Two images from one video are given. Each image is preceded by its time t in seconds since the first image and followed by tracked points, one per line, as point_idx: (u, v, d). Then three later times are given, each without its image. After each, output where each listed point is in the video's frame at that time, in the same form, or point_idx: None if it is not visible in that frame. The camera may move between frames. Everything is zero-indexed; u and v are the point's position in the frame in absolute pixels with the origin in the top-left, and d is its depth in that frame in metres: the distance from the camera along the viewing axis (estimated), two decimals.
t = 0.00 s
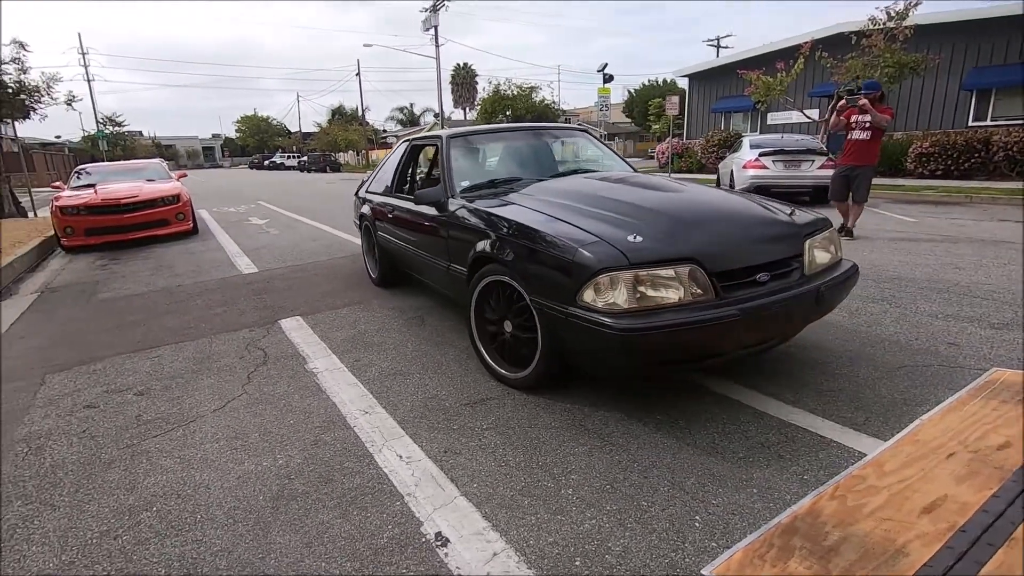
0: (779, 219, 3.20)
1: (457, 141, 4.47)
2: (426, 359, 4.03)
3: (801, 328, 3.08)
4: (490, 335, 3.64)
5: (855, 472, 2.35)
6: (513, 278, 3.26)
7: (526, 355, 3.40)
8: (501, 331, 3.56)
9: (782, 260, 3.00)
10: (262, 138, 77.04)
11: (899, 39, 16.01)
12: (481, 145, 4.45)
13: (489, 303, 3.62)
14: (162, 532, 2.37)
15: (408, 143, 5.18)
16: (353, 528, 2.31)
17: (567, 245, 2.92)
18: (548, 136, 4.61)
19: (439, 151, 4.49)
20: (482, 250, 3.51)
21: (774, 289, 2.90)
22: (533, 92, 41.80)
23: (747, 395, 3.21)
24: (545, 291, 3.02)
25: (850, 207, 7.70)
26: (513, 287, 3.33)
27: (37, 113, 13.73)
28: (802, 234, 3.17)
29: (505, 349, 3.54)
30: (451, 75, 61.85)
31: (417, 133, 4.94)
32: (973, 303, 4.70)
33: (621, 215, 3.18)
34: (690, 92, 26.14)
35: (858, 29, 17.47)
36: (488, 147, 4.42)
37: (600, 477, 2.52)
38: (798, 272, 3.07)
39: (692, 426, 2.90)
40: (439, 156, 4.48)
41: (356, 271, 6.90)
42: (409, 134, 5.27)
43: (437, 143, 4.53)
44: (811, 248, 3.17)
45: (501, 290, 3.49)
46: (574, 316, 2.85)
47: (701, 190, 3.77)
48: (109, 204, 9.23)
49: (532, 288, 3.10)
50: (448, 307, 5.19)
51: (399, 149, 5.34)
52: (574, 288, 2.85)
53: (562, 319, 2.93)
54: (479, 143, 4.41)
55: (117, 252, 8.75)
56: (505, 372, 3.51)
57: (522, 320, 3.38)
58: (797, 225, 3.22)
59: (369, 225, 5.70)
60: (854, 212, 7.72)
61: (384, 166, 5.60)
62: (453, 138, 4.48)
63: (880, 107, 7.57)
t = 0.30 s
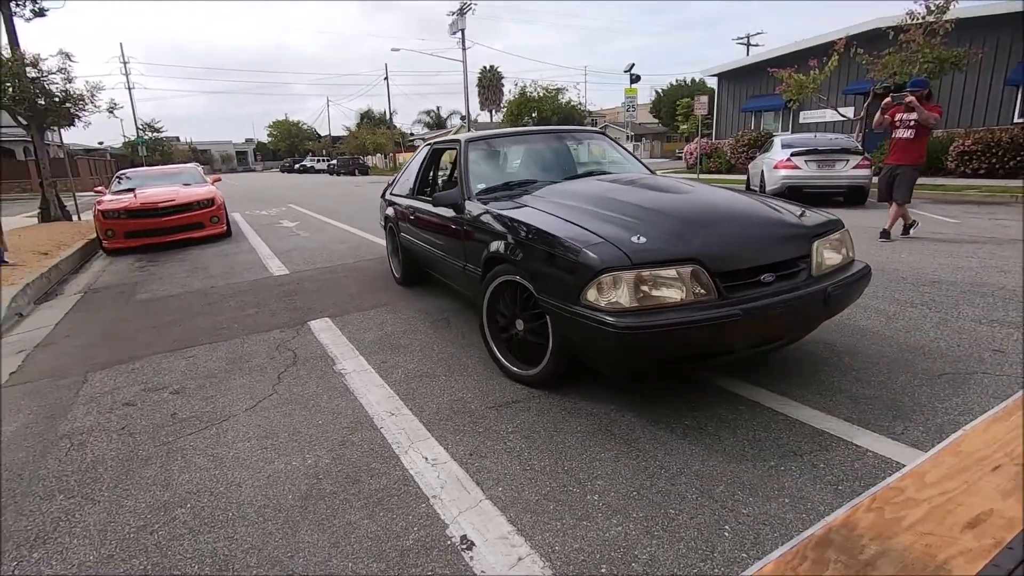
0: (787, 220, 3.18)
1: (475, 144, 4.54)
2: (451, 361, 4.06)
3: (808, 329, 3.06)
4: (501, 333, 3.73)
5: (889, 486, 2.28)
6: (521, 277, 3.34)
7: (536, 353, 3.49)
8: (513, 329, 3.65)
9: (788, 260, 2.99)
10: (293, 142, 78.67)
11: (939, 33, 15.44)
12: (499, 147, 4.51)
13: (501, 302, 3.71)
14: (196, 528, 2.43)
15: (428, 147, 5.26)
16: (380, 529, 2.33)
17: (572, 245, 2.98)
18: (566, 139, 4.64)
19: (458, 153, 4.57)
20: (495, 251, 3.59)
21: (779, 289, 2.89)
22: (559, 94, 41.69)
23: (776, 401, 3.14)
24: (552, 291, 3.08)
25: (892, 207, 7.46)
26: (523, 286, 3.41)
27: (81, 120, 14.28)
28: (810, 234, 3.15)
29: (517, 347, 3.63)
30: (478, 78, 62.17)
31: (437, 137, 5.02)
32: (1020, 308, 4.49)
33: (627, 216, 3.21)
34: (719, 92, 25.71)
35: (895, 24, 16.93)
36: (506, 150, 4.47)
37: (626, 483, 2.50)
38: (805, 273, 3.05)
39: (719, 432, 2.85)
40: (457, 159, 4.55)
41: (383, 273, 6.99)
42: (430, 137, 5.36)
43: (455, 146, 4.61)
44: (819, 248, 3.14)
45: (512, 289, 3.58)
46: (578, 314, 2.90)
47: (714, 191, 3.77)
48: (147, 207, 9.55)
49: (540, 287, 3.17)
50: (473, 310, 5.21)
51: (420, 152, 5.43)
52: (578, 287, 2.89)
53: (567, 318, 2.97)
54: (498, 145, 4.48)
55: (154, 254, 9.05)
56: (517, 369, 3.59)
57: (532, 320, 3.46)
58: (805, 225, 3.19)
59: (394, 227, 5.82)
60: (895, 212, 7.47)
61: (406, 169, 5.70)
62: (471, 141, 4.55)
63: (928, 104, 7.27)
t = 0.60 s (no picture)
0: (788, 218, 3.19)
1: (488, 145, 4.62)
2: (473, 361, 4.07)
3: (808, 325, 3.06)
4: (508, 329, 3.82)
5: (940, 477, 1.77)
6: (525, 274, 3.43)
7: (542, 348, 3.57)
8: (519, 325, 3.74)
9: (787, 257, 3.00)
10: (318, 147, 79.96)
11: (974, 25, 14.96)
12: (512, 148, 4.57)
13: (507, 299, 3.80)
14: (223, 524, 2.48)
15: (444, 150, 5.35)
16: (404, 527, 2.34)
17: (572, 242, 3.05)
18: (580, 141, 4.67)
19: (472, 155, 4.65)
20: (502, 249, 3.68)
21: (777, 286, 2.89)
22: (581, 95, 41.57)
23: (805, 402, 3.06)
24: (553, 287, 3.14)
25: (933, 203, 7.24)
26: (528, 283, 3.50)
27: (116, 128, 14.73)
28: (810, 231, 3.14)
29: (523, 342, 3.71)
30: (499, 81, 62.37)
31: (453, 139, 5.11)
32: None
33: (628, 214, 3.26)
34: (743, 90, 25.34)
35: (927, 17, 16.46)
36: (519, 151, 4.53)
37: (650, 485, 2.46)
38: (805, 270, 3.05)
39: (745, 433, 2.80)
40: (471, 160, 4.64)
41: (406, 274, 7.06)
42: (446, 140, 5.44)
43: (470, 148, 4.69)
44: (820, 245, 3.13)
45: (518, 286, 3.66)
46: (577, 309, 2.96)
47: (720, 189, 3.78)
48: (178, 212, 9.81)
49: (543, 283, 3.24)
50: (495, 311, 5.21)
51: (438, 154, 5.52)
52: (577, 283, 2.96)
53: (567, 313, 3.04)
54: (513, 146, 4.54)
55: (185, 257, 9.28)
56: (524, 364, 3.68)
57: (537, 315, 3.54)
58: (807, 223, 3.19)
59: (413, 228, 5.92)
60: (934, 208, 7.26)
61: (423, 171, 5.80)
62: (485, 143, 4.63)
63: (975, 96, 7.00)
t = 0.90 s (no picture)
0: (776, 215, 3.23)
1: (496, 145, 4.66)
2: (489, 359, 4.09)
3: (793, 319, 3.11)
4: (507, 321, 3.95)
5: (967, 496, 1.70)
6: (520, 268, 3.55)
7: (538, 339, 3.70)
8: (518, 318, 3.86)
9: (773, 253, 3.05)
10: (335, 148, 80.72)
11: (1002, 19, 14.57)
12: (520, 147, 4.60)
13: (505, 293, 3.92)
14: (244, 517, 2.51)
15: (455, 149, 5.35)
16: (420, 523, 2.35)
17: (562, 238, 3.15)
18: (588, 140, 4.67)
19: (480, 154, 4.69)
20: (500, 245, 3.79)
21: (761, 280, 2.95)
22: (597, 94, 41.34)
23: (829, 403, 3.01)
24: (545, 280, 3.25)
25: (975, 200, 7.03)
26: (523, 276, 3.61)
27: (140, 130, 15.03)
28: (797, 227, 3.18)
29: (521, 334, 3.84)
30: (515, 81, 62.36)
31: (464, 139, 5.14)
32: None
33: (620, 211, 3.34)
34: (763, 88, 24.99)
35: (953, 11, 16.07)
36: (527, 150, 4.56)
37: (667, 484, 2.44)
38: (791, 265, 3.09)
39: (763, 433, 2.76)
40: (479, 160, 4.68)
41: (422, 273, 7.10)
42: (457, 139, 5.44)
43: (478, 147, 4.75)
44: (807, 242, 3.17)
45: (515, 280, 3.77)
46: (565, 301, 3.07)
47: (718, 187, 3.80)
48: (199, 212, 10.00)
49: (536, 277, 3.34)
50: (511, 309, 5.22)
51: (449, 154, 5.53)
52: (566, 276, 3.07)
53: (556, 305, 3.15)
54: (521, 146, 4.57)
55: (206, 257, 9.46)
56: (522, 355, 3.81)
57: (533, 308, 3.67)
58: (795, 219, 3.23)
59: (426, 227, 5.97)
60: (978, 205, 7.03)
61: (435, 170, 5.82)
62: (493, 142, 4.67)
63: (1016, 90, 6.84)
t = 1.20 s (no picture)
0: (758, 212, 3.23)
1: (500, 145, 4.70)
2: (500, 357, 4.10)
3: (772, 313, 3.11)
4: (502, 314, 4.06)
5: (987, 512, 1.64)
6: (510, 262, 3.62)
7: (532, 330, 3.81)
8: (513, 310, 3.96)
9: (750, 248, 3.05)
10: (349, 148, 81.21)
11: None
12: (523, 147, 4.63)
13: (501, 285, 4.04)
14: (260, 510, 2.55)
15: (465, 149, 5.30)
16: (433, 518, 2.37)
17: (549, 231, 3.23)
18: (593, 140, 4.67)
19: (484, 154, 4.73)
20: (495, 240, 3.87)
21: (738, 275, 2.95)
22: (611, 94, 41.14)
23: (845, 404, 2.97)
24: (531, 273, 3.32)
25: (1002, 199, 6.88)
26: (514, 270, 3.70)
27: (158, 130, 15.24)
28: (776, 222, 3.19)
29: (516, 325, 3.96)
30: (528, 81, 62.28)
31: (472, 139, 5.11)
32: None
33: (604, 206, 3.39)
34: (778, 86, 24.71)
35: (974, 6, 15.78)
36: (530, 150, 4.58)
37: (680, 482, 2.43)
38: (769, 261, 3.08)
39: (777, 433, 2.74)
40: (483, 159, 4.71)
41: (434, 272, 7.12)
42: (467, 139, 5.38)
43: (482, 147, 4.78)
44: (786, 238, 3.16)
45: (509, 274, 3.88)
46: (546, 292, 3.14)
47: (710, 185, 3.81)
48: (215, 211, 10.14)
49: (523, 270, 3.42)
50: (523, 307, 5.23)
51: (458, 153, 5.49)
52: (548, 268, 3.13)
53: (540, 297, 3.22)
54: (526, 146, 4.59)
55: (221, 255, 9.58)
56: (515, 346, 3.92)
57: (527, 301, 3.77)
58: (774, 216, 3.24)
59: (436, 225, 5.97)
60: (1002, 205, 6.89)
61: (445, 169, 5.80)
62: (497, 143, 4.71)
63: None
